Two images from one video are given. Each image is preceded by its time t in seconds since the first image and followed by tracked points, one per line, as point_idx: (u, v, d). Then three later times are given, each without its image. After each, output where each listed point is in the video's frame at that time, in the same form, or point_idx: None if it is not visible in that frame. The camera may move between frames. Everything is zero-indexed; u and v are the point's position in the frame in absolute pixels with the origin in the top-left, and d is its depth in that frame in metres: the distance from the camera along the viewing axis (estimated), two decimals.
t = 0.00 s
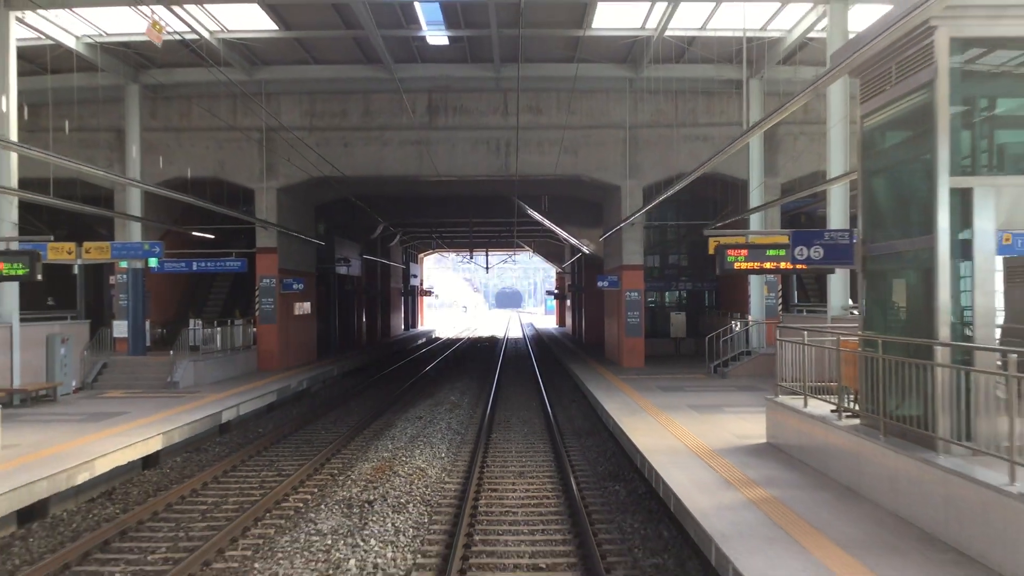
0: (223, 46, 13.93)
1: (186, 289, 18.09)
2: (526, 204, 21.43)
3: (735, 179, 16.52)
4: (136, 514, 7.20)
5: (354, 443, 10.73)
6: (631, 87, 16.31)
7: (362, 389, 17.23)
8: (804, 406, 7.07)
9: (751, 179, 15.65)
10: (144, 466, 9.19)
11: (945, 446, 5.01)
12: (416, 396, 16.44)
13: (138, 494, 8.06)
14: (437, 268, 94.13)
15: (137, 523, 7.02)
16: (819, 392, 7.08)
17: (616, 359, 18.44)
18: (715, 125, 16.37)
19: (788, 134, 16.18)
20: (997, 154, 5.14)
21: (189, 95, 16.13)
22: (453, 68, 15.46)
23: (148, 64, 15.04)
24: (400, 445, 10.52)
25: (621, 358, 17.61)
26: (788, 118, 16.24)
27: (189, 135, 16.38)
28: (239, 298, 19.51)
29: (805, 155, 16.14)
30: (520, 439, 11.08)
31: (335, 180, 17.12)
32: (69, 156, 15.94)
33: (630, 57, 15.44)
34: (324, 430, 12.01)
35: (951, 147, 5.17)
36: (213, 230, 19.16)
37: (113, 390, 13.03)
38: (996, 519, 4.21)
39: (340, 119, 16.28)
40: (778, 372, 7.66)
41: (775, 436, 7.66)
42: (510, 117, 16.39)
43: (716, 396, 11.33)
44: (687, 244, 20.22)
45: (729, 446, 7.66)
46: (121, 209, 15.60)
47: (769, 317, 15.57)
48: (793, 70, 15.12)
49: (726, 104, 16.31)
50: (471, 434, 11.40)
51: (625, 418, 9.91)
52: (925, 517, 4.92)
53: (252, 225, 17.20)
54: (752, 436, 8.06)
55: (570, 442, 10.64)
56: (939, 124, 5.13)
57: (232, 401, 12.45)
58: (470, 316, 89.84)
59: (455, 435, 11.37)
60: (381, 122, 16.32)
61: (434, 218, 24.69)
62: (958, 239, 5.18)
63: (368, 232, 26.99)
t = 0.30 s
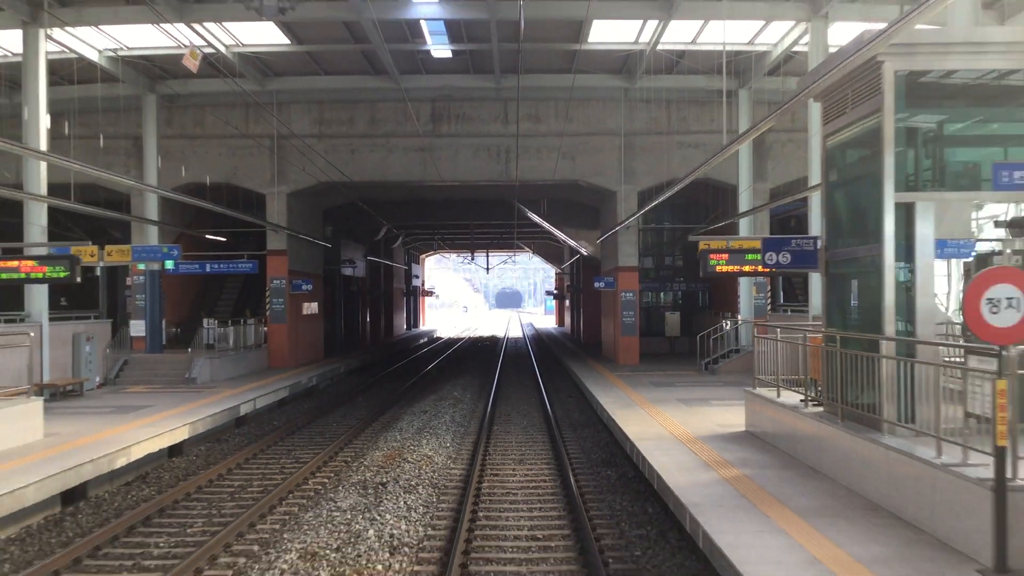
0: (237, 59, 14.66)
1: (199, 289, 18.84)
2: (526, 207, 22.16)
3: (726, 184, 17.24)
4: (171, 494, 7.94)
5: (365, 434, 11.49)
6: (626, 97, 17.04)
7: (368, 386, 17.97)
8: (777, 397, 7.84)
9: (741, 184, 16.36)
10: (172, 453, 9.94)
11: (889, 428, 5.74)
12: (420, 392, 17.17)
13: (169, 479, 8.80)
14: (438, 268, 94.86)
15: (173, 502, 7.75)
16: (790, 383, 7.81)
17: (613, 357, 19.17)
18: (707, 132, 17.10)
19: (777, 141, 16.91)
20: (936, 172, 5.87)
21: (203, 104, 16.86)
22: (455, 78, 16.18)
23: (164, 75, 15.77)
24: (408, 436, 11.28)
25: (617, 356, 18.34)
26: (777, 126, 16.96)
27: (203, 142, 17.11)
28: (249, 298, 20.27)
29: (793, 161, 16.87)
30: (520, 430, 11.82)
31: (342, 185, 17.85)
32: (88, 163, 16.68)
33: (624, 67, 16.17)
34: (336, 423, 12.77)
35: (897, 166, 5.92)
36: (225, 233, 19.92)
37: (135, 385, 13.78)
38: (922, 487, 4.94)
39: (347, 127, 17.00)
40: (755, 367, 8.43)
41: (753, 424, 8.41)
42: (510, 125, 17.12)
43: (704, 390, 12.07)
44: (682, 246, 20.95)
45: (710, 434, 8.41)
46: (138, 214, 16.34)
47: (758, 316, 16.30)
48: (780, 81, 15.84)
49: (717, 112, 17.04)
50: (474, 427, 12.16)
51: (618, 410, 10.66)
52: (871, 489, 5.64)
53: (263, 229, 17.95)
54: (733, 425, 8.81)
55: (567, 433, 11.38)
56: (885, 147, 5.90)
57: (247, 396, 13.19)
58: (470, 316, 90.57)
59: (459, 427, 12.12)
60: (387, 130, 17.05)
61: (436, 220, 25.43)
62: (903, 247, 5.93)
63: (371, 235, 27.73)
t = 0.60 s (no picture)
0: (251, 70, 15.39)
1: (211, 290, 19.59)
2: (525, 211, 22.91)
3: (718, 189, 17.98)
4: (201, 478, 8.69)
5: (374, 426, 12.26)
6: (622, 105, 17.80)
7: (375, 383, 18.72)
8: (754, 388, 8.61)
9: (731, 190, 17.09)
10: (196, 442, 10.69)
11: (846, 413, 6.50)
12: (424, 389, 17.90)
13: (196, 464, 9.56)
14: (438, 268, 95.61)
15: (203, 484, 8.50)
16: (767, 376, 8.55)
17: (609, 355, 19.93)
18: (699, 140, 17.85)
19: (766, 148, 17.66)
20: (886, 187, 6.66)
21: (216, 112, 17.61)
22: (458, 88, 16.92)
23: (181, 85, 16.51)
24: (415, 428, 12.04)
25: (613, 355, 19.08)
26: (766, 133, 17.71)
27: (216, 149, 17.86)
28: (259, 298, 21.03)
29: (781, 167, 17.61)
30: (520, 423, 12.58)
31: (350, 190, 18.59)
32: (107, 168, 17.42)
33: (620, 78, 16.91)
34: (346, 416, 13.53)
35: (853, 181, 6.70)
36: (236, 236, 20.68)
37: (155, 380, 14.52)
38: (869, 463, 5.67)
39: (355, 134, 17.74)
40: (736, 361, 9.20)
41: (733, 414, 9.17)
42: (510, 132, 17.86)
43: (694, 385, 12.83)
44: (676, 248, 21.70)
45: (695, 423, 9.17)
46: (155, 217, 17.08)
47: (748, 315, 17.04)
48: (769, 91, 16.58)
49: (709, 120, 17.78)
50: (477, 419, 12.92)
51: (612, 403, 11.42)
52: (829, 467, 6.40)
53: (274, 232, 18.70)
54: (716, 415, 9.57)
55: (564, 425, 12.14)
56: (842, 163, 6.69)
57: (262, 390, 13.94)
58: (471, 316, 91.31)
59: (463, 419, 12.88)
60: (393, 137, 17.80)
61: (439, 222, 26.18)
62: (859, 253, 6.72)
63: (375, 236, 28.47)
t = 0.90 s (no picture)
0: (263, 81, 16.13)
1: (222, 290, 20.35)
2: (525, 213, 23.65)
3: (710, 194, 18.74)
4: (227, 463, 9.44)
5: (383, 419, 13.04)
6: (618, 113, 18.56)
7: (380, 380, 19.47)
8: (735, 382, 9.36)
9: (722, 195, 17.86)
10: (217, 433, 11.46)
11: (812, 401, 7.27)
12: (427, 385, 18.65)
13: (220, 451, 10.33)
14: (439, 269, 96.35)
15: (229, 469, 9.26)
16: (747, 370, 9.30)
17: (606, 352, 20.67)
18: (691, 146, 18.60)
19: (756, 154, 18.42)
20: (848, 199, 7.50)
21: (228, 119, 18.36)
22: (460, 97, 17.68)
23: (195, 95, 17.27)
24: (421, 420, 12.83)
25: (610, 353, 19.82)
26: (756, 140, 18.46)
27: (228, 155, 18.61)
28: (268, 298, 21.78)
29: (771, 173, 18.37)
30: (520, 415, 13.36)
31: (356, 194, 19.35)
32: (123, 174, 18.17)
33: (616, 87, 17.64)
34: (355, 410, 14.29)
35: (820, 194, 7.45)
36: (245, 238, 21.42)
37: (173, 376, 15.27)
38: (828, 445, 6.42)
39: (361, 141, 18.49)
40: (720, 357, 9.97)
41: (717, 406, 9.92)
42: (510, 139, 18.60)
43: (684, 380, 13.59)
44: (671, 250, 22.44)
45: (681, 414, 9.93)
46: (171, 221, 17.83)
47: (738, 315, 17.78)
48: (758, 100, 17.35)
49: (701, 127, 18.54)
50: (479, 412, 13.71)
51: (605, 397, 12.19)
52: (795, 450, 7.16)
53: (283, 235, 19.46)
54: (702, 407, 10.32)
55: (561, 417, 12.92)
56: (808, 178, 7.44)
57: (275, 386, 14.69)
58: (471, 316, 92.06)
59: (466, 413, 13.66)
60: (397, 143, 18.55)
61: (441, 225, 26.91)
62: (824, 259, 7.48)
63: (379, 238, 29.20)
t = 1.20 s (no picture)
0: (274, 91, 16.93)
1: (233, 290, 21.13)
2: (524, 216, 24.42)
3: (702, 197, 19.52)
4: (249, 451, 10.25)
5: (390, 412, 13.83)
6: (613, 121, 19.34)
7: (385, 377, 20.24)
8: (718, 376, 10.15)
9: (713, 199, 18.65)
10: (236, 424, 12.24)
11: (782, 392, 8.06)
12: (430, 382, 19.40)
13: (241, 441, 11.13)
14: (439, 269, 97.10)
15: (252, 456, 10.07)
16: (729, 365, 10.09)
17: (603, 350, 21.44)
18: (684, 152, 19.39)
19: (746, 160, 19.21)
20: (819, 207, 8.16)
21: (239, 127, 19.15)
22: (462, 105, 18.47)
23: (208, 104, 18.07)
24: (426, 413, 13.62)
25: (606, 351, 20.60)
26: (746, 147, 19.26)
27: (239, 161, 19.39)
28: (276, 298, 22.57)
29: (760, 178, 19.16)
30: (520, 409, 14.16)
31: (362, 198, 20.13)
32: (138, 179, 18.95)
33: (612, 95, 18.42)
34: (363, 405, 15.07)
35: (791, 204, 8.18)
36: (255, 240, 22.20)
37: (189, 372, 16.06)
38: (795, 429, 7.20)
39: (367, 147, 19.27)
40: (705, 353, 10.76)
41: (702, 398, 10.70)
42: (510, 145, 19.37)
43: (674, 376, 14.37)
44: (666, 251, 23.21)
45: (669, 406, 10.71)
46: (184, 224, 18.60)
47: (729, 314, 18.56)
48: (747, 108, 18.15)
49: (694, 134, 19.33)
50: (481, 406, 14.50)
51: (600, 391, 12.97)
52: (768, 435, 7.94)
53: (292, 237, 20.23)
54: (689, 400, 11.11)
55: (558, 411, 13.71)
56: (780, 191, 8.15)
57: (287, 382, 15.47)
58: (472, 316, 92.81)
59: (468, 406, 14.46)
60: (402, 150, 19.32)
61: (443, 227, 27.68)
62: (794, 263, 8.25)
63: (382, 240, 29.97)
